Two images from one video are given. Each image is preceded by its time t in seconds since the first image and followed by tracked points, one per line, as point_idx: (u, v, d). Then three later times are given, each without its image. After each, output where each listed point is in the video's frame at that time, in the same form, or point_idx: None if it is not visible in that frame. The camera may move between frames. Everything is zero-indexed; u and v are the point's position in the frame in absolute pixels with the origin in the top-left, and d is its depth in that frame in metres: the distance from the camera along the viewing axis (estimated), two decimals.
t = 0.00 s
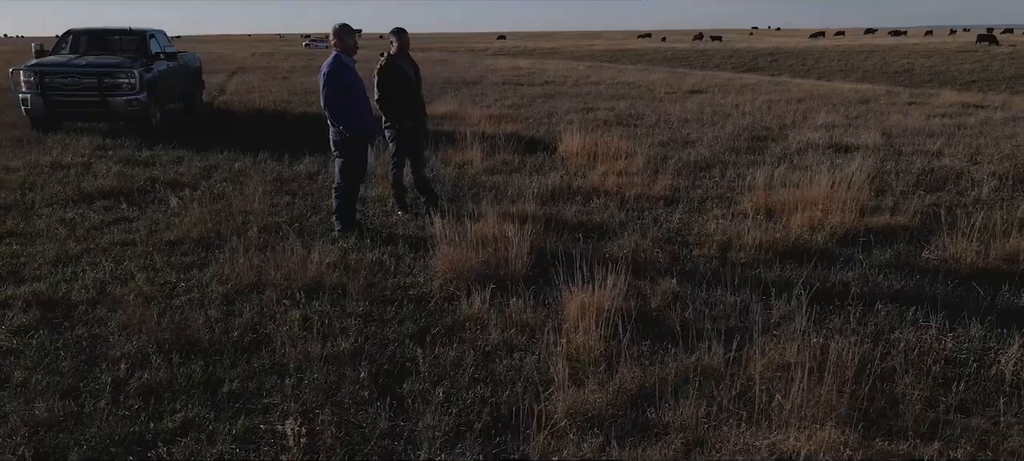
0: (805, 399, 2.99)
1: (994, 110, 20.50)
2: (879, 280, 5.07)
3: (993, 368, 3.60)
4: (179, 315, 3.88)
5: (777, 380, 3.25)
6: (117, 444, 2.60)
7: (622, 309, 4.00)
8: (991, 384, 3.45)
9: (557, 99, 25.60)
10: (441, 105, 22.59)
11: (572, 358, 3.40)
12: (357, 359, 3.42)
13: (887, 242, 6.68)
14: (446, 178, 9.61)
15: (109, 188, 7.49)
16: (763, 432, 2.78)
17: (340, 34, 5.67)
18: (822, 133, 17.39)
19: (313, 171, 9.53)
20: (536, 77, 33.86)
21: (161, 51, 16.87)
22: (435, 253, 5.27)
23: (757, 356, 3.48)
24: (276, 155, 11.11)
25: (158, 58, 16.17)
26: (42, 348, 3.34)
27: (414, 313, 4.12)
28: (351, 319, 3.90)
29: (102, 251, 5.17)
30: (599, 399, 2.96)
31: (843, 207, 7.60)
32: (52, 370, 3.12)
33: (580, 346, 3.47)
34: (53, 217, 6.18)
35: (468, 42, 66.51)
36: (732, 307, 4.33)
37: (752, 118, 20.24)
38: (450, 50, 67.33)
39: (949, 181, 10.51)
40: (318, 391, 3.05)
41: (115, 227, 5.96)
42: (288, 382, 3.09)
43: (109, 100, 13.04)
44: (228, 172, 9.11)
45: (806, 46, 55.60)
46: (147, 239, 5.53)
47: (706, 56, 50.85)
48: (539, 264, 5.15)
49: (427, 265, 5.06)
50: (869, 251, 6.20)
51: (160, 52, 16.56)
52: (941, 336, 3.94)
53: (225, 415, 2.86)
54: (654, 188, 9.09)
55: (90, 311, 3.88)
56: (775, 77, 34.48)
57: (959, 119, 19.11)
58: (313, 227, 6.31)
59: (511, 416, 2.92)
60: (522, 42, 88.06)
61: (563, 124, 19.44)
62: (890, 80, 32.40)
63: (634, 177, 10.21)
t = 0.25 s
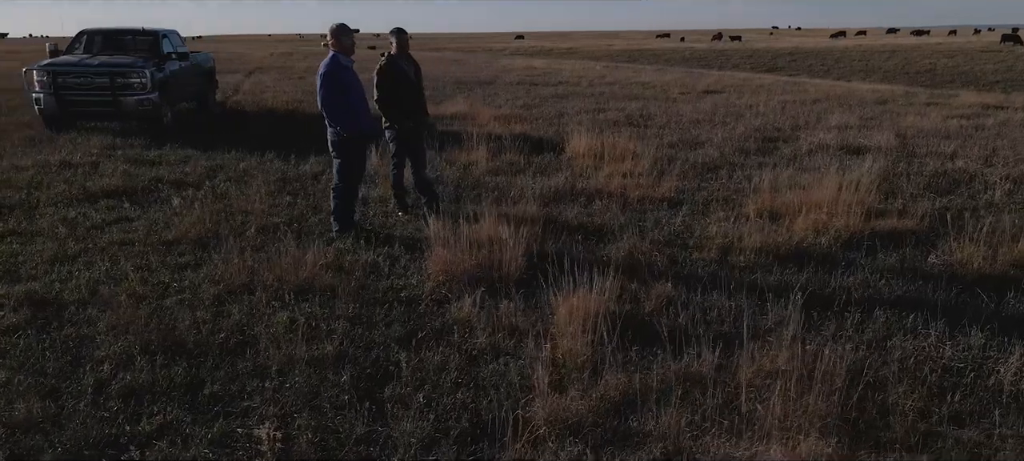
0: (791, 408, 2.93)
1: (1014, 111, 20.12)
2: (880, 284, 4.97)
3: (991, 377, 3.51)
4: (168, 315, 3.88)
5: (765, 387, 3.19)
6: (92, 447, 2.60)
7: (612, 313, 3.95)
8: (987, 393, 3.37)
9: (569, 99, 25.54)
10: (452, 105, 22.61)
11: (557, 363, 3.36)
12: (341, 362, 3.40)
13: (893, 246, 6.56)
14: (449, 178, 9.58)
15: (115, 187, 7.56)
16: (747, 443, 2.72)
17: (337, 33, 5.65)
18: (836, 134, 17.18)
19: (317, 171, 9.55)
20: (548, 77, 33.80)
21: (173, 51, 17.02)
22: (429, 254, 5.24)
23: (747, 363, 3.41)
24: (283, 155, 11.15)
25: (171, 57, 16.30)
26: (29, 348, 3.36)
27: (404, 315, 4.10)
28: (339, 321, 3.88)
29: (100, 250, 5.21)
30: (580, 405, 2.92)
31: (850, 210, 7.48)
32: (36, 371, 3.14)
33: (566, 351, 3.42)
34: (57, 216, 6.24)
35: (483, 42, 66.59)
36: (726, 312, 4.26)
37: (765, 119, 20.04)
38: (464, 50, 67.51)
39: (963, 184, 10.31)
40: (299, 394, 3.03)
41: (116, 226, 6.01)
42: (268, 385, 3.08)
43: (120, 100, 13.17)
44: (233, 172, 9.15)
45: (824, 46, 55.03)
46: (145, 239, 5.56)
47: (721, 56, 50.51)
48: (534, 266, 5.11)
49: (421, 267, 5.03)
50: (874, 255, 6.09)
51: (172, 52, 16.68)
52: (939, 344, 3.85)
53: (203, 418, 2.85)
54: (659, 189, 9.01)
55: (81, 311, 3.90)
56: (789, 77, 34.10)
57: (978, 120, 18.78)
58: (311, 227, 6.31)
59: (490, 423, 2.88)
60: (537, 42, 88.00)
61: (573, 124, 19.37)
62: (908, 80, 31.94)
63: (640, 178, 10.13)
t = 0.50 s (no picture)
0: (775, 418, 2.87)
1: None
2: (880, 289, 4.88)
3: (987, 387, 3.42)
4: (156, 315, 3.90)
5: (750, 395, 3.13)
6: (68, 449, 2.61)
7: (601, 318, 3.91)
8: (981, 403, 3.29)
9: (581, 99, 25.45)
10: (463, 104, 22.61)
11: (541, 369, 3.32)
12: (324, 364, 3.38)
13: (899, 250, 6.43)
14: (452, 179, 9.55)
15: (119, 186, 7.62)
16: (727, 453, 2.67)
17: (335, 33, 5.64)
18: (849, 135, 16.97)
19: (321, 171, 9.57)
20: (561, 77, 33.71)
21: (185, 51, 17.15)
22: (423, 256, 5.23)
23: (733, 369, 3.35)
24: (289, 155, 11.19)
25: (183, 57, 16.42)
26: (15, 348, 3.38)
27: (392, 317, 4.08)
28: (325, 323, 3.87)
29: (97, 250, 5.25)
30: (559, 412, 2.88)
31: (856, 213, 7.36)
32: (20, 371, 3.15)
33: (549, 356, 3.38)
34: (59, 215, 6.30)
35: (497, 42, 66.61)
36: (718, 316, 4.19)
37: (778, 120, 19.83)
38: (478, 49, 67.56)
39: (978, 187, 10.11)
40: (277, 397, 3.02)
41: (116, 225, 6.05)
42: (248, 388, 3.07)
43: (131, 99, 13.29)
44: (238, 172, 9.20)
45: (841, 46, 54.40)
46: (143, 238, 5.60)
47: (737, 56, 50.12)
48: (528, 269, 5.07)
49: (414, 268, 5.01)
50: (878, 259, 5.97)
51: (184, 52, 16.81)
52: (935, 351, 3.77)
53: (180, 420, 2.85)
54: (664, 191, 8.92)
55: (71, 311, 3.92)
56: (805, 77, 33.71)
57: (997, 122, 18.42)
58: (309, 228, 6.32)
59: (468, 428, 2.85)
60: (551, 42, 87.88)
61: (584, 124, 19.28)
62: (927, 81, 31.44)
63: (647, 179, 10.05)
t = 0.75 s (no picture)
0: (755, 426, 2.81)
1: None
2: (878, 294, 4.79)
3: (981, 397, 3.34)
4: (145, 315, 3.91)
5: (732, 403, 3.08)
6: (42, 450, 2.62)
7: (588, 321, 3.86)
8: (974, 414, 3.21)
9: (593, 100, 25.36)
10: (474, 104, 22.61)
11: (522, 373, 3.29)
12: (305, 366, 3.37)
13: (903, 254, 6.32)
14: (455, 179, 9.54)
15: (123, 186, 7.68)
16: None
17: (331, 33, 5.65)
18: (864, 136, 16.73)
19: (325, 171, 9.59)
20: (574, 77, 33.61)
21: (197, 51, 17.29)
22: (416, 257, 5.21)
23: (718, 375, 3.30)
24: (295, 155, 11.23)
25: (194, 57, 16.55)
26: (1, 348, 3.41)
27: (379, 319, 4.06)
28: (311, 325, 3.86)
29: (94, 249, 5.29)
30: (536, 418, 2.85)
31: (861, 216, 7.24)
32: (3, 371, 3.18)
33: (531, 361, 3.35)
34: (62, 214, 6.37)
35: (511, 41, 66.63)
36: (709, 320, 4.13)
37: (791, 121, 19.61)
38: (492, 49, 67.59)
39: (992, 190, 9.91)
40: (255, 399, 3.01)
41: (116, 225, 6.10)
42: (226, 390, 3.07)
43: (142, 98, 13.42)
44: (242, 172, 9.25)
45: (859, 46, 53.74)
46: (140, 238, 5.63)
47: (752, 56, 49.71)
48: (521, 270, 5.04)
49: (406, 270, 5.00)
50: (880, 264, 5.86)
51: (195, 52, 16.95)
52: (930, 359, 3.68)
53: (157, 422, 2.85)
54: (669, 192, 8.84)
55: (61, 310, 3.95)
56: (820, 77, 33.33)
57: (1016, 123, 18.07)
58: (307, 228, 6.33)
59: (442, 433, 2.83)
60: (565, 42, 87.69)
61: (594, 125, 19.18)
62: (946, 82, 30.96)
63: (653, 181, 9.96)
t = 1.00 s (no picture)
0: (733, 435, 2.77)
1: None
2: (875, 299, 4.71)
3: (972, 407, 3.26)
4: (133, 315, 3.94)
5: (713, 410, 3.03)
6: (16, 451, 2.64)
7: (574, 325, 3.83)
8: (964, 424, 3.13)
9: (604, 99, 25.26)
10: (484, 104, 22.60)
11: (502, 377, 3.27)
12: (286, 368, 3.37)
13: (906, 258, 6.21)
14: (458, 179, 9.52)
15: (127, 184, 7.75)
16: None
17: (327, 33, 5.67)
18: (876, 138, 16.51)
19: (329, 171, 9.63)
20: (587, 77, 33.48)
21: (209, 51, 17.44)
22: (408, 258, 5.20)
23: (701, 382, 3.25)
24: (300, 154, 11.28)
25: (205, 57, 16.69)
26: None
27: (366, 321, 4.05)
28: (297, 326, 3.86)
29: (91, 248, 5.33)
30: (510, 424, 2.83)
31: (865, 219, 7.13)
32: None
33: (512, 365, 3.33)
34: (64, 213, 6.44)
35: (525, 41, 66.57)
36: (699, 324, 4.08)
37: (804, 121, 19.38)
38: (506, 49, 67.58)
39: (1005, 193, 9.72)
40: (232, 401, 3.02)
41: (116, 224, 6.16)
42: (205, 391, 3.08)
43: (152, 98, 13.55)
44: (246, 171, 9.30)
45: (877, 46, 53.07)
46: (138, 237, 5.68)
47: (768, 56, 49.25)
48: (513, 272, 5.01)
49: (398, 270, 4.99)
50: (882, 267, 5.76)
51: (207, 52, 17.09)
52: (922, 367, 3.61)
53: (133, 423, 2.86)
54: (672, 194, 8.77)
55: (51, 309, 3.98)
56: (836, 78, 32.95)
57: None
58: (304, 228, 6.35)
59: (416, 438, 2.81)
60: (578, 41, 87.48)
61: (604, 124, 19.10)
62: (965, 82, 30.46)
63: (657, 182, 9.89)
